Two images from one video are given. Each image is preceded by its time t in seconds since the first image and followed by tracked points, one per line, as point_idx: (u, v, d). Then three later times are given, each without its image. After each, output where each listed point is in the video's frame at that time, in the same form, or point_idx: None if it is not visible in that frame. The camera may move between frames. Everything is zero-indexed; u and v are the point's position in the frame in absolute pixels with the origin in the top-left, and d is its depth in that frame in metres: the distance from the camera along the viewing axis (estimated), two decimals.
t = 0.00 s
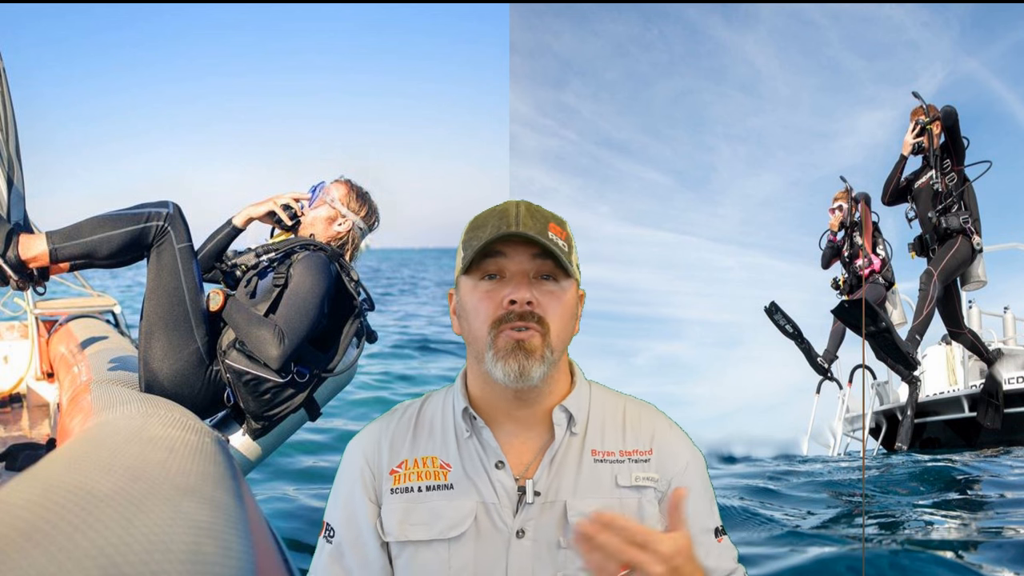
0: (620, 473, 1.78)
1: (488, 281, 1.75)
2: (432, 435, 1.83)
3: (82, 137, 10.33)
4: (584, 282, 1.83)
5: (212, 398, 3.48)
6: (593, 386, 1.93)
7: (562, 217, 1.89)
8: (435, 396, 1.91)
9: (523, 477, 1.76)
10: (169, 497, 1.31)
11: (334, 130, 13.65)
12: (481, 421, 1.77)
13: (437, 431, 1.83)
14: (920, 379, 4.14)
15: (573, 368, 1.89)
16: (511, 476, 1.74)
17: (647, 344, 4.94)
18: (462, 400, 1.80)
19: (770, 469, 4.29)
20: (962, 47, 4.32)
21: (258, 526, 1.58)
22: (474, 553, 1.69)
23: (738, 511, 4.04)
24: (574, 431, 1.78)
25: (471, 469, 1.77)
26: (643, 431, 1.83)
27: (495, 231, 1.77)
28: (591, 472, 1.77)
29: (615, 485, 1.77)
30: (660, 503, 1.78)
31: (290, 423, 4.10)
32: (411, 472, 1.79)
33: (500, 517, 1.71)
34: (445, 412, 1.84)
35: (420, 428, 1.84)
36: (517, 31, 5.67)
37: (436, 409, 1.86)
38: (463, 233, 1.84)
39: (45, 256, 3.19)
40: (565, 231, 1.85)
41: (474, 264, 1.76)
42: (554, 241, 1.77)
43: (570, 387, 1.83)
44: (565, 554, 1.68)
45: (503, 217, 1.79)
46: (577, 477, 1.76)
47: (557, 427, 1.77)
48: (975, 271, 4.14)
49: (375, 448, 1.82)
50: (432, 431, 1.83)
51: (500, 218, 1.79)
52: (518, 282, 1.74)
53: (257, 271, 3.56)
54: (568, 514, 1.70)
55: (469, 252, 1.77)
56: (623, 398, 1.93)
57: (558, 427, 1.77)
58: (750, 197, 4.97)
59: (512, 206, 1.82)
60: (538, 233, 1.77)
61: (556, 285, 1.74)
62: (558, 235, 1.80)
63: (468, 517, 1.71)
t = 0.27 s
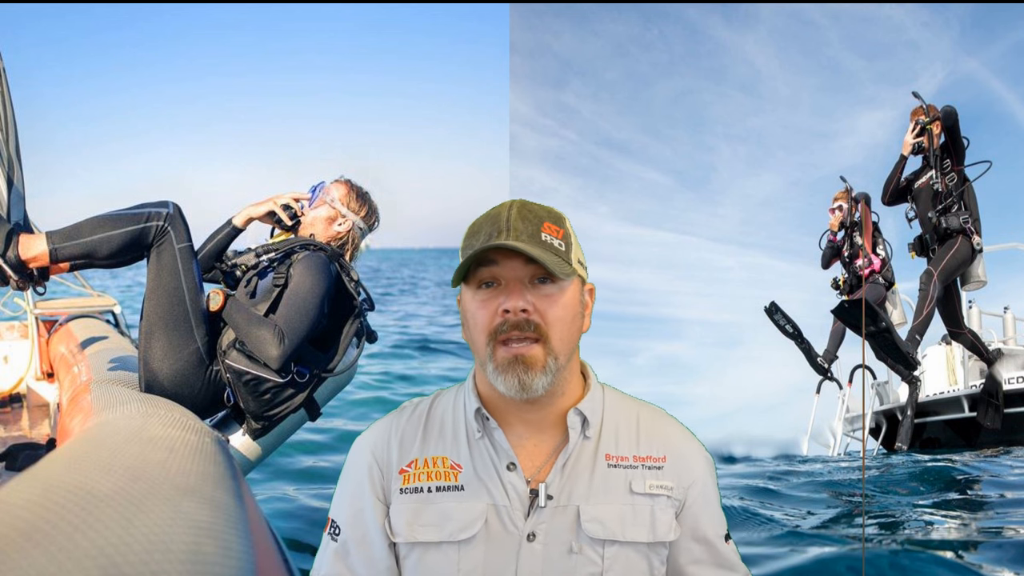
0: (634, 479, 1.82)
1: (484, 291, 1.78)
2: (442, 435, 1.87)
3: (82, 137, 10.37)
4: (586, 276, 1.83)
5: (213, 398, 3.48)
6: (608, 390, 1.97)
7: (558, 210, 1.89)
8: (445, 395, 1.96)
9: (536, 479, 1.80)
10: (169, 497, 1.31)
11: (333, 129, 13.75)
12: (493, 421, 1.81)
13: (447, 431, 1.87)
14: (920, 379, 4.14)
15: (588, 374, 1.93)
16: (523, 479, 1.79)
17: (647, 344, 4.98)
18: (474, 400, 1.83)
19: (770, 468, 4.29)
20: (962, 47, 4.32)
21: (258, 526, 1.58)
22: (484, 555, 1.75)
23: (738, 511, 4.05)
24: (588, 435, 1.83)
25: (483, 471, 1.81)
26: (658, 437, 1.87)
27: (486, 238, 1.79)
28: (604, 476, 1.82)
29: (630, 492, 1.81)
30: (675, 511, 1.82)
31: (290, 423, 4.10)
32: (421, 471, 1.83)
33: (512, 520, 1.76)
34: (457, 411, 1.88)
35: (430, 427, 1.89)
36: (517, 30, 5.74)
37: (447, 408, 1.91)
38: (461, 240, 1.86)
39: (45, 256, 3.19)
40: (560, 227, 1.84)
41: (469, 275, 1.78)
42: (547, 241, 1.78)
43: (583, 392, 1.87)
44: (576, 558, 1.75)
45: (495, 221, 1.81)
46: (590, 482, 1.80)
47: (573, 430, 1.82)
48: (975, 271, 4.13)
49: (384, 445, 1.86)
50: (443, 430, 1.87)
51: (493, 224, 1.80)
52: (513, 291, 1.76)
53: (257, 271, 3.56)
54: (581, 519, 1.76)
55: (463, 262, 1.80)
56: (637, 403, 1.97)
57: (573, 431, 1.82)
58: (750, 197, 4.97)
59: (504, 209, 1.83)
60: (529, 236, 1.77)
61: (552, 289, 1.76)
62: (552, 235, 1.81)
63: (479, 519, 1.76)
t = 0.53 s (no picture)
0: (644, 489, 1.85)
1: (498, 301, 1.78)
2: (449, 442, 1.89)
3: (82, 137, 10.42)
4: (600, 287, 1.84)
5: (212, 398, 3.48)
6: (618, 395, 1.99)
7: (574, 216, 1.89)
8: (452, 398, 1.98)
9: (545, 490, 1.83)
10: (169, 497, 1.31)
11: (333, 130, 13.73)
12: (504, 430, 1.83)
13: (455, 437, 1.89)
14: (920, 379, 4.14)
15: (598, 380, 1.95)
16: (532, 489, 1.82)
17: (647, 344, 4.93)
18: (485, 408, 1.84)
19: (770, 469, 4.29)
20: (962, 47, 4.32)
21: (258, 525, 1.58)
22: (492, 564, 1.78)
23: (738, 511, 4.05)
24: (599, 444, 1.85)
25: (491, 479, 1.84)
26: (668, 447, 1.90)
27: (501, 249, 1.79)
28: (614, 486, 1.84)
29: (639, 502, 1.84)
30: (684, 520, 1.85)
31: (290, 423, 4.10)
32: (427, 479, 1.86)
33: (521, 531, 1.79)
34: (464, 417, 1.90)
35: (437, 432, 1.91)
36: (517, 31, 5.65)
37: (454, 412, 1.93)
38: (473, 247, 1.86)
39: (45, 256, 3.19)
40: (576, 236, 1.85)
41: (483, 285, 1.77)
42: (564, 254, 1.79)
43: (594, 401, 1.90)
44: (585, 568, 1.78)
45: (510, 231, 1.81)
46: (599, 491, 1.83)
47: (585, 440, 1.84)
48: (975, 271, 4.13)
49: (390, 452, 1.89)
50: (450, 437, 1.90)
51: (507, 233, 1.81)
52: (527, 302, 1.76)
53: (257, 271, 3.56)
54: (591, 530, 1.79)
55: (478, 272, 1.79)
56: (645, 407, 2.00)
57: (585, 440, 1.83)
58: (750, 197, 4.96)
59: (519, 218, 1.84)
60: (545, 248, 1.78)
61: (568, 301, 1.76)
62: (569, 245, 1.82)
63: (488, 530, 1.79)
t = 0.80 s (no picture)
0: (653, 493, 1.83)
1: (492, 306, 1.77)
2: (454, 449, 1.87)
3: (82, 137, 10.45)
4: (599, 288, 1.83)
5: (212, 398, 3.48)
6: (624, 396, 1.98)
7: (570, 217, 1.89)
8: (455, 403, 1.96)
9: (552, 498, 1.82)
10: (169, 497, 1.31)
11: (333, 130, 13.75)
12: (508, 438, 1.83)
13: (459, 445, 1.88)
14: (920, 379, 4.15)
15: (603, 384, 1.94)
16: (539, 498, 1.80)
17: (647, 343, 4.95)
18: (487, 417, 1.83)
19: (770, 469, 4.29)
20: (962, 47, 4.32)
21: (258, 526, 1.58)
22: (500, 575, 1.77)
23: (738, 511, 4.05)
24: (606, 449, 1.84)
25: (497, 488, 1.82)
26: (676, 448, 1.88)
27: (495, 253, 1.79)
28: (622, 490, 1.83)
29: (648, 506, 1.82)
30: (694, 523, 1.83)
31: (290, 423, 4.10)
32: (432, 489, 1.84)
33: (528, 541, 1.77)
34: (468, 424, 1.89)
35: (441, 440, 1.89)
36: (518, 30, 5.70)
37: (458, 419, 1.91)
38: (468, 251, 1.86)
39: (45, 256, 3.19)
40: (573, 237, 1.85)
41: (477, 290, 1.78)
42: (559, 255, 1.79)
43: (600, 405, 1.89)
44: None
45: (504, 234, 1.81)
46: (607, 496, 1.81)
47: (591, 445, 1.83)
48: (975, 271, 4.13)
49: (393, 461, 1.86)
50: (454, 445, 1.88)
51: (501, 236, 1.81)
52: (522, 307, 1.76)
53: (257, 271, 3.56)
54: (600, 537, 1.76)
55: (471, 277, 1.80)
56: (653, 408, 1.98)
57: (592, 446, 1.82)
58: (750, 197, 4.97)
59: (514, 220, 1.84)
60: (539, 250, 1.78)
61: (564, 305, 1.75)
62: (565, 246, 1.81)
63: (495, 540, 1.77)
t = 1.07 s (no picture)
0: (654, 499, 1.84)
1: (504, 314, 1.77)
2: (451, 457, 1.88)
3: (82, 137, 10.48)
4: (610, 297, 1.84)
5: (212, 398, 3.48)
6: (624, 399, 1.98)
7: (583, 223, 1.89)
8: (452, 409, 1.97)
9: (552, 505, 1.82)
10: (169, 497, 1.31)
11: (333, 129, 13.75)
12: (507, 447, 1.82)
13: (457, 453, 1.87)
14: (920, 379, 4.15)
15: (603, 388, 1.94)
16: (540, 505, 1.80)
17: (647, 344, 4.96)
18: (487, 424, 1.84)
19: (770, 469, 4.29)
20: (962, 47, 4.32)
21: (258, 525, 1.58)
22: None
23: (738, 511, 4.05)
24: (607, 455, 1.84)
25: (496, 496, 1.83)
26: (678, 453, 1.88)
27: (510, 257, 1.77)
28: (623, 497, 1.84)
29: (650, 512, 1.82)
30: (696, 528, 1.84)
31: (290, 423, 4.10)
32: (430, 497, 1.84)
33: (528, 549, 1.78)
34: (466, 431, 1.89)
35: (439, 447, 1.89)
36: (517, 31, 5.67)
37: (456, 426, 1.91)
38: (477, 254, 1.84)
39: (45, 256, 3.19)
40: (585, 244, 1.85)
41: (490, 296, 1.76)
42: (575, 262, 1.78)
43: (600, 410, 1.88)
44: None
45: (518, 238, 1.80)
46: (608, 503, 1.82)
47: (592, 452, 1.83)
48: (975, 271, 4.14)
49: (390, 470, 1.86)
50: (452, 452, 1.88)
51: (515, 241, 1.80)
52: (537, 316, 1.76)
53: (257, 271, 3.56)
54: (602, 545, 1.77)
55: (484, 281, 1.78)
56: (653, 410, 1.98)
57: (593, 452, 1.82)
58: (750, 197, 4.96)
59: (527, 224, 1.82)
60: (556, 257, 1.77)
61: (579, 315, 1.76)
62: (579, 253, 1.81)
63: (495, 549, 1.78)
